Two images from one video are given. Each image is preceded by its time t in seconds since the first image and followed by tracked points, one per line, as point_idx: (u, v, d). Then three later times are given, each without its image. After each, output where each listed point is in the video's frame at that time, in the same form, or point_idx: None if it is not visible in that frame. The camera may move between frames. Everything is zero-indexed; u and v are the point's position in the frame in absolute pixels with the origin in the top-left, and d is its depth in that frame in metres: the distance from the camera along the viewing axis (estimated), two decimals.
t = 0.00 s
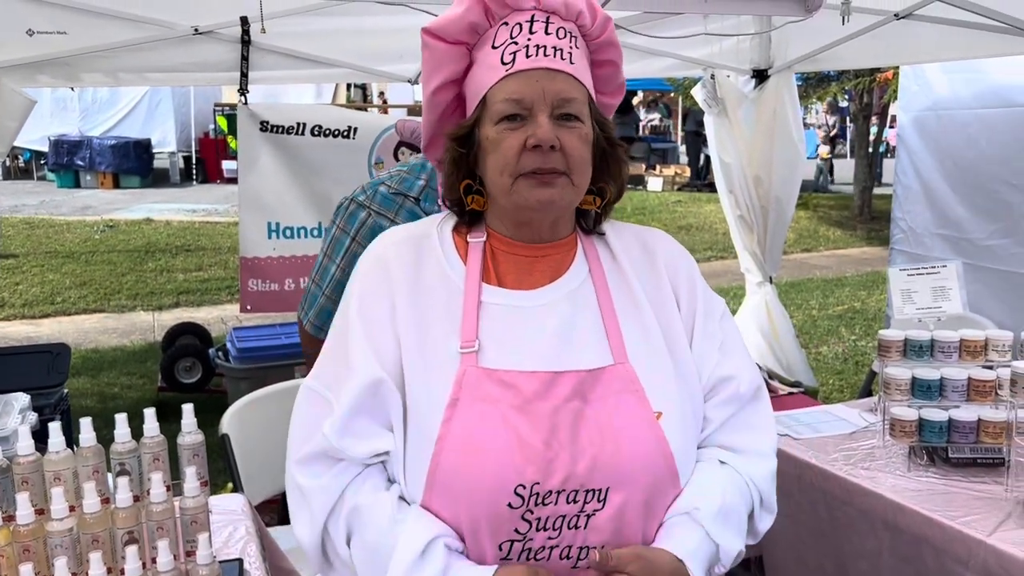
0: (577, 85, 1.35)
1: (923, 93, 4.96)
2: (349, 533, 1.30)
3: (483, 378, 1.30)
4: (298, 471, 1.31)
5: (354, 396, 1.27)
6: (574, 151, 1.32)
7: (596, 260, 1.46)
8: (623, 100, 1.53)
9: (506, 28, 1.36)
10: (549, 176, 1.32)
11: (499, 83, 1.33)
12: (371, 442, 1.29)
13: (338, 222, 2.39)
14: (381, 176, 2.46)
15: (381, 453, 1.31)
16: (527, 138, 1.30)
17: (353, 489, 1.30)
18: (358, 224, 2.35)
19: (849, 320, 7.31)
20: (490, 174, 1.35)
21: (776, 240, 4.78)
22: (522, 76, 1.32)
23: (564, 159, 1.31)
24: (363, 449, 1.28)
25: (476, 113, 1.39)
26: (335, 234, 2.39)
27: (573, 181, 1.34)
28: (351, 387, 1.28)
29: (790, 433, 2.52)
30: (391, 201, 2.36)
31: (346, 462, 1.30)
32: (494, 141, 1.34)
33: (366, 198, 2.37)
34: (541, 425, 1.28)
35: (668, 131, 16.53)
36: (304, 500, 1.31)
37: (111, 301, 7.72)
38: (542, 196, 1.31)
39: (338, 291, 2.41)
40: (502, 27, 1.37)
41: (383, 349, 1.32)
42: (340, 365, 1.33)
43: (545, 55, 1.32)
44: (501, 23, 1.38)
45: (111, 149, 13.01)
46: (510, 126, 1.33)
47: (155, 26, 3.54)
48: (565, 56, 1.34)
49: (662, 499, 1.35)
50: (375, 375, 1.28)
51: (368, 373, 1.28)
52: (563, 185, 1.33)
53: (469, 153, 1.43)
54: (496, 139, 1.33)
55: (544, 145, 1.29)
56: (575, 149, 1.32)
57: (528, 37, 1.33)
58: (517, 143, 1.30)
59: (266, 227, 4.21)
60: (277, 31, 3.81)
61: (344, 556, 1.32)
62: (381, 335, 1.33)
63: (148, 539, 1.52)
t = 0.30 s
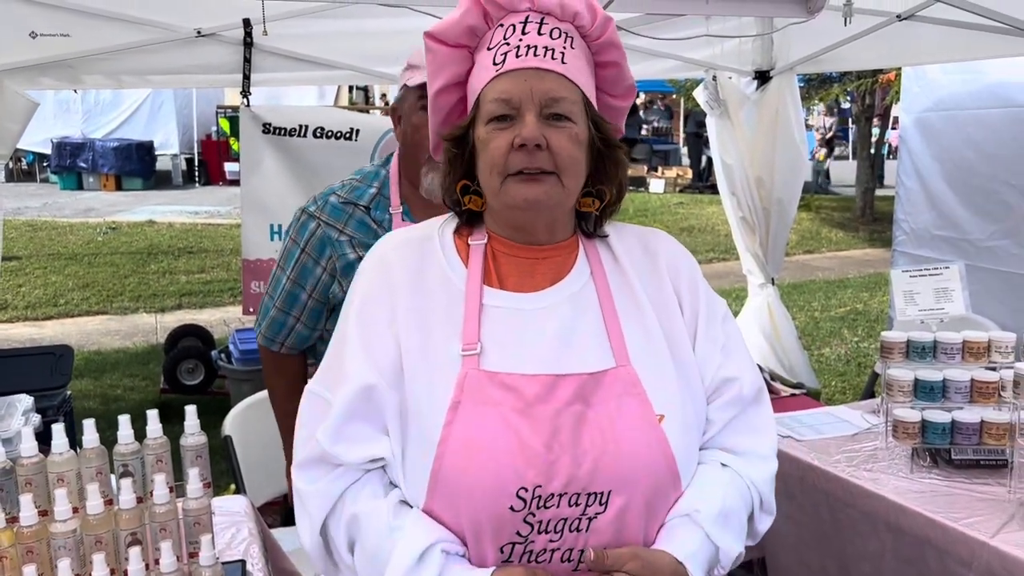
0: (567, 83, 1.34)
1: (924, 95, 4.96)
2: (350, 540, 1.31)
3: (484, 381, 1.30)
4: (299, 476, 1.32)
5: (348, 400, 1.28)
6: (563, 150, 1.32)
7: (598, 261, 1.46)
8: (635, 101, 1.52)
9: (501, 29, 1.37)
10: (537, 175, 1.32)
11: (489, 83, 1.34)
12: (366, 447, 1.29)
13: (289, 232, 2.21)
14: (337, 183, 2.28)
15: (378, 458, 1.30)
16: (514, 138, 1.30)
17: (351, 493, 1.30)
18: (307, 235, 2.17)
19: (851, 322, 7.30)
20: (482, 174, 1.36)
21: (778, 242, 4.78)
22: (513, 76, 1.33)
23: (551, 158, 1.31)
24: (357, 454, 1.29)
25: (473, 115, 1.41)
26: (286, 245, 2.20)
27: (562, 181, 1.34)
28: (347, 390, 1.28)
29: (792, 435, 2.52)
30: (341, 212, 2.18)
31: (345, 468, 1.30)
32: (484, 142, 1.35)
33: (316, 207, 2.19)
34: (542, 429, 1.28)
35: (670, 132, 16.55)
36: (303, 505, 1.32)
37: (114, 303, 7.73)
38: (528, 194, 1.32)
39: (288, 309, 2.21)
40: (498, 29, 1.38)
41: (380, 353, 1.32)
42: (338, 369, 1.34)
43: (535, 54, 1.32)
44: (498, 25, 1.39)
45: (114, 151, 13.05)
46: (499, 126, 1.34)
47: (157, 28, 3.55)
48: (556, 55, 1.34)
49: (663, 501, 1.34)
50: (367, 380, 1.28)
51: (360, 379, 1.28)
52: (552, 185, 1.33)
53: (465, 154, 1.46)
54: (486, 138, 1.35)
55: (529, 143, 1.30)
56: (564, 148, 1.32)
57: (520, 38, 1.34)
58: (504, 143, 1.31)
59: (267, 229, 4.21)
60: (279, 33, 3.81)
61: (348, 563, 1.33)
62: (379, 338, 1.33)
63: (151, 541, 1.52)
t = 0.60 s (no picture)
0: (564, 85, 1.34)
1: (927, 95, 4.96)
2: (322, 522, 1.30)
3: (482, 382, 1.30)
4: (289, 462, 1.32)
5: (341, 402, 1.28)
6: (558, 151, 1.32)
7: (600, 265, 1.46)
8: (639, 104, 1.51)
9: (500, 32, 1.37)
10: (534, 178, 1.32)
11: (488, 84, 1.35)
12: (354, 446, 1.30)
13: (275, 242, 2.24)
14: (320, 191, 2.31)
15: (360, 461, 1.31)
16: (510, 139, 1.30)
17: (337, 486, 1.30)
18: (291, 243, 2.20)
19: (855, 323, 7.29)
20: (481, 177, 1.37)
21: (781, 243, 4.77)
22: (511, 78, 1.33)
23: (546, 159, 1.31)
24: (344, 454, 1.29)
25: (473, 117, 1.42)
26: (272, 255, 2.24)
27: (558, 181, 1.33)
28: (340, 393, 1.29)
29: (795, 437, 2.52)
30: (323, 218, 2.21)
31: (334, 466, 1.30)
32: (482, 143, 1.35)
33: (299, 215, 2.22)
34: (539, 430, 1.28)
35: (672, 133, 16.55)
36: (289, 488, 1.31)
37: (117, 304, 7.74)
38: (525, 198, 1.32)
39: (275, 318, 2.23)
40: (497, 31, 1.39)
41: (377, 355, 1.32)
42: (333, 372, 1.34)
43: (532, 57, 1.32)
44: (498, 28, 1.40)
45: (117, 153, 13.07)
46: (497, 129, 1.34)
47: (160, 30, 3.55)
48: (554, 57, 1.34)
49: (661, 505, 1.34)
50: (359, 382, 1.28)
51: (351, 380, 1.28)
52: (548, 186, 1.32)
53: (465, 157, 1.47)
54: (484, 141, 1.35)
55: (525, 145, 1.29)
56: (559, 149, 1.32)
57: (518, 40, 1.34)
58: (500, 146, 1.31)
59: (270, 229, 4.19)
60: (282, 35, 3.82)
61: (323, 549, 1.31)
62: (376, 340, 1.33)
63: (154, 543, 1.52)
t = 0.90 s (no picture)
0: (565, 90, 1.34)
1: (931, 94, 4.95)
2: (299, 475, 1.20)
3: (479, 378, 1.31)
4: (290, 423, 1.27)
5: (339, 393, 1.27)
6: (559, 159, 1.32)
7: (600, 265, 1.46)
8: (642, 104, 1.51)
9: (501, 35, 1.38)
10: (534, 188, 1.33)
11: (488, 90, 1.35)
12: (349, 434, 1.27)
13: (272, 250, 2.24)
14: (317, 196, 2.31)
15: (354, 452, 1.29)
16: (509, 147, 1.31)
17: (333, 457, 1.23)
18: (288, 251, 2.20)
19: (858, 323, 7.28)
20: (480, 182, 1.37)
21: (784, 243, 4.76)
22: (510, 83, 1.32)
23: (546, 168, 1.32)
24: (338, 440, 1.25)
25: (474, 120, 1.42)
26: (270, 262, 2.24)
27: (561, 192, 1.34)
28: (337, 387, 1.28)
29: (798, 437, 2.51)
30: (318, 225, 2.20)
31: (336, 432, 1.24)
32: (482, 149, 1.36)
33: (296, 223, 2.22)
34: (534, 428, 1.28)
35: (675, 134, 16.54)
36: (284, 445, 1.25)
37: (120, 305, 7.75)
38: (527, 205, 1.32)
39: (275, 326, 2.23)
40: (498, 34, 1.39)
41: (376, 352, 1.32)
42: (332, 366, 1.32)
43: (532, 62, 1.32)
44: (499, 31, 1.39)
45: (120, 154, 13.09)
46: (497, 135, 1.34)
47: (162, 31, 3.55)
48: (554, 61, 1.33)
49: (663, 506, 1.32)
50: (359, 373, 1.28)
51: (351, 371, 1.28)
52: (549, 194, 1.33)
53: (464, 160, 1.48)
54: (484, 146, 1.35)
55: (525, 152, 1.29)
56: (560, 158, 1.32)
57: (519, 44, 1.34)
58: (500, 152, 1.32)
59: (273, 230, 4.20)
60: (284, 35, 3.82)
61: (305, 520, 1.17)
62: (375, 338, 1.33)
63: (156, 544, 1.52)
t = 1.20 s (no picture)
0: (570, 88, 1.34)
1: (932, 93, 4.95)
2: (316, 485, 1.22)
3: (483, 379, 1.31)
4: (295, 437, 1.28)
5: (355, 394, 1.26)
6: (564, 156, 1.32)
7: (603, 265, 1.46)
8: (645, 105, 1.51)
9: (507, 33, 1.38)
10: (537, 181, 1.32)
11: (493, 86, 1.35)
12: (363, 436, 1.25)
13: (305, 248, 2.21)
14: (349, 194, 2.30)
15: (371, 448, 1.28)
16: (514, 142, 1.30)
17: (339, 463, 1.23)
18: (323, 249, 2.17)
19: (860, 323, 7.27)
20: (484, 177, 1.37)
21: (786, 242, 4.76)
22: (517, 79, 1.32)
23: (551, 163, 1.31)
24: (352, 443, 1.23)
25: (479, 117, 1.41)
26: (302, 260, 2.20)
27: (562, 186, 1.33)
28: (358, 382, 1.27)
29: (800, 437, 2.51)
30: (355, 223, 2.18)
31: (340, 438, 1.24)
32: (486, 145, 1.35)
33: (331, 221, 2.20)
34: (538, 429, 1.28)
35: (676, 133, 16.54)
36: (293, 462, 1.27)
37: (122, 304, 7.75)
38: (532, 199, 1.31)
39: (307, 325, 2.20)
40: (504, 32, 1.39)
41: (381, 350, 1.31)
42: (343, 366, 1.32)
43: (539, 58, 1.32)
44: (505, 29, 1.40)
45: (121, 153, 13.10)
46: (501, 130, 1.34)
47: (164, 30, 3.55)
48: (560, 59, 1.33)
49: (666, 508, 1.33)
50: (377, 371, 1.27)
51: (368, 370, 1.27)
52: (551, 187, 1.32)
53: (469, 157, 1.48)
54: (488, 142, 1.35)
55: (529, 147, 1.29)
56: (564, 154, 1.32)
57: (525, 41, 1.34)
58: (505, 148, 1.31)
59: (275, 231, 4.21)
60: (286, 34, 3.82)
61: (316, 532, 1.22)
62: (380, 336, 1.33)
63: (157, 544, 1.52)
